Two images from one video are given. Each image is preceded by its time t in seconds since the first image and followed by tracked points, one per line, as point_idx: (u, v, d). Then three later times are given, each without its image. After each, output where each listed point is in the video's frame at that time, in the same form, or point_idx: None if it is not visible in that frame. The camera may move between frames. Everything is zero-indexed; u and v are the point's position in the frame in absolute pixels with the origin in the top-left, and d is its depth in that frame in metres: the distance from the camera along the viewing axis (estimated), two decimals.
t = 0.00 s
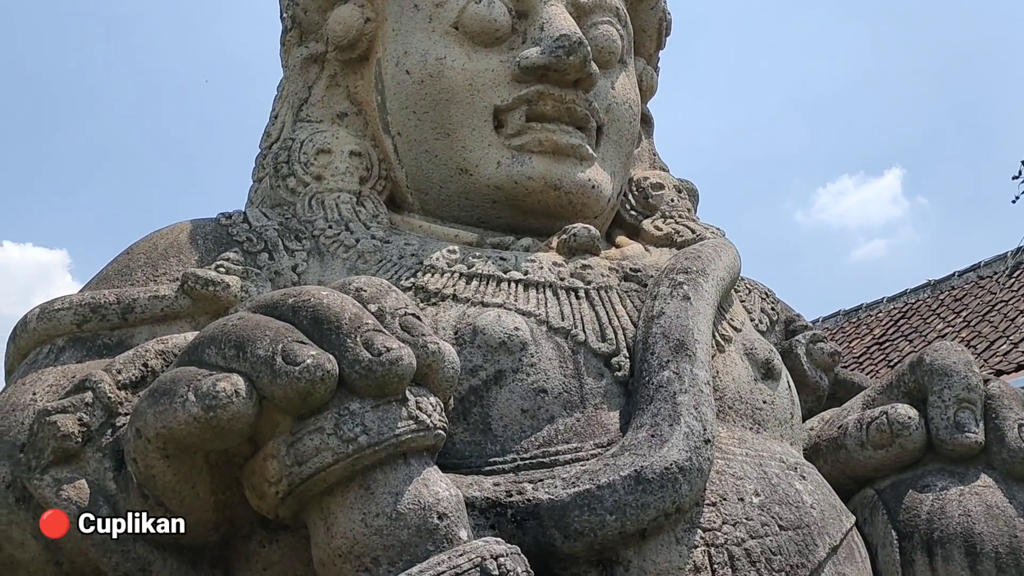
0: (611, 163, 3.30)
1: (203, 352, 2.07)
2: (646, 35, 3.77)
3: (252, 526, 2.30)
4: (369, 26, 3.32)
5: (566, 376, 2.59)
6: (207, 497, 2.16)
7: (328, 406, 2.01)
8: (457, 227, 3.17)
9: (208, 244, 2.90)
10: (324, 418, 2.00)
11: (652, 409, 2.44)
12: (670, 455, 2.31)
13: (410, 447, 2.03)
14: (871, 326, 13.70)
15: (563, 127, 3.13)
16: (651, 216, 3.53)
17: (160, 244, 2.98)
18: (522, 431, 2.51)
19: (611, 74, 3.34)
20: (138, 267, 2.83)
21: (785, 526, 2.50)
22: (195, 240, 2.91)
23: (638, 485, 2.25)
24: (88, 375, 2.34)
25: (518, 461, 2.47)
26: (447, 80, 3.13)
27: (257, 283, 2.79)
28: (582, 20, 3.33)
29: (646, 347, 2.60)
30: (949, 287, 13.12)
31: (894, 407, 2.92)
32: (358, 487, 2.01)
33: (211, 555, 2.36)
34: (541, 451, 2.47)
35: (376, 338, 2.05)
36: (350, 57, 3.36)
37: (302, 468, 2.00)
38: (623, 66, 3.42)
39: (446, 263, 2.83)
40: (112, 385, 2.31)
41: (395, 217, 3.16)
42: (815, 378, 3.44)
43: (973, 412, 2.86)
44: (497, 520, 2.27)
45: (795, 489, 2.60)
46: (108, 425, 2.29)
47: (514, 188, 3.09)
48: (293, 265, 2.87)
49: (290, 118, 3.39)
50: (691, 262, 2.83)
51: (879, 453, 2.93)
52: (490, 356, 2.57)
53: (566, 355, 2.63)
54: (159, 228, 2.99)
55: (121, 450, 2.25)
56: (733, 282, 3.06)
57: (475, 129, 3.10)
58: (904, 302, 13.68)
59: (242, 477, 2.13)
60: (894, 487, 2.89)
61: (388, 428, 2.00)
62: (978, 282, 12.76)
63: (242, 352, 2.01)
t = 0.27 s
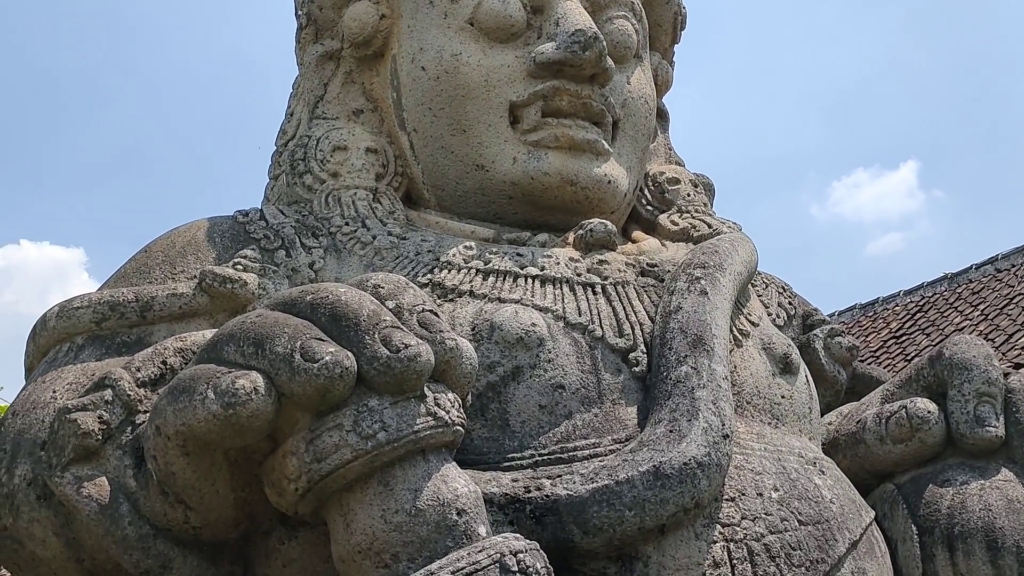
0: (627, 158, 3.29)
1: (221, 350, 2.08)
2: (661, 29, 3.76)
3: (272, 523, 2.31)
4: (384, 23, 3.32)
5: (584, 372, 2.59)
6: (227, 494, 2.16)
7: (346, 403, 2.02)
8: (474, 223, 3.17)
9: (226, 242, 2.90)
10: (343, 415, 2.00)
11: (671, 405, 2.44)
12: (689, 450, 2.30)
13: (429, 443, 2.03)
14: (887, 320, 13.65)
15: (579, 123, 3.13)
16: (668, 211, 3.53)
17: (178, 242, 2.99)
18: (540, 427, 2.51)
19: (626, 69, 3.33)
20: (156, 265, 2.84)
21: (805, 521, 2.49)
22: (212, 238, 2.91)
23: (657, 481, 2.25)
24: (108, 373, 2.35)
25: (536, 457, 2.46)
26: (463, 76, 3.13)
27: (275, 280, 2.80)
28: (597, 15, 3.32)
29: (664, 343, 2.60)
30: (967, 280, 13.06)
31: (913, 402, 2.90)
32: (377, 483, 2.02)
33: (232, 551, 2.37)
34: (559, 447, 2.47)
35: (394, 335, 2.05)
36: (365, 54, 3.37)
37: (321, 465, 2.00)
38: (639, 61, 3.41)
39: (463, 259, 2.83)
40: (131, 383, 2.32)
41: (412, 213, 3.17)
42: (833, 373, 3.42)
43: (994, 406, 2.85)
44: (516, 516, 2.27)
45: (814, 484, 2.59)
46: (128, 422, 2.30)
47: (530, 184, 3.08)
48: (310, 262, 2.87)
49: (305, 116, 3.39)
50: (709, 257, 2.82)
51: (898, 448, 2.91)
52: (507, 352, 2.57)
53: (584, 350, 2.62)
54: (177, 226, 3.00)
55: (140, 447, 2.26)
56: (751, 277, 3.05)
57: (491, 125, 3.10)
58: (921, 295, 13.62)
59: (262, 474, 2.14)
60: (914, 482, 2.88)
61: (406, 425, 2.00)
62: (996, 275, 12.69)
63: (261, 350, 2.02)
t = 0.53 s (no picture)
0: (639, 154, 3.29)
1: (236, 347, 2.08)
2: (672, 24, 3.75)
3: (287, 520, 2.32)
4: (396, 20, 3.32)
5: (597, 367, 2.59)
6: (242, 491, 2.17)
7: (360, 400, 2.02)
8: (486, 219, 3.16)
9: (239, 239, 2.91)
10: (357, 411, 2.00)
11: (685, 400, 2.43)
12: (704, 445, 2.30)
13: (443, 439, 2.03)
14: (901, 315, 13.60)
15: (591, 119, 3.13)
16: (680, 207, 3.52)
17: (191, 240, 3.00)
18: (554, 423, 2.51)
19: (638, 64, 3.33)
20: (169, 263, 2.84)
21: (820, 516, 2.48)
22: (225, 235, 2.91)
23: (671, 476, 2.25)
24: (122, 371, 2.36)
25: (550, 453, 2.46)
26: (474, 73, 3.13)
27: (288, 278, 2.80)
28: (608, 11, 3.32)
29: (678, 338, 2.59)
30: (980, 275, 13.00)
31: (928, 396, 2.89)
32: (391, 479, 2.02)
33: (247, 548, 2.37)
34: (573, 443, 2.47)
35: (408, 331, 2.05)
36: (377, 51, 3.37)
37: (336, 462, 2.00)
38: (650, 56, 3.40)
39: (476, 256, 2.83)
40: (146, 381, 2.32)
41: (424, 210, 3.16)
42: (847, 368, 3.41)
43: (1010, 401, 2.83)
44: (530, 512, 2.26)
45: (829, 479, 2.59)
46: (143, 420, 2.30)
47: (542, 180, 3.08)
48: (323, 259, 2.88)
49: (317, 113, 3.39)
50: (722, 252, 2.82)
51: (913, 443, 2.90)
52: (521, 348, 2.56)
53: (597, 346, 2.62)
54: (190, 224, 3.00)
55: (155, 445, 2.27)
56: (764, 272, 3.04)
57: (503, 121, 3.10)
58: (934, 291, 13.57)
59: (276, 470, 2.14)
60: (930, 477, 2.87)
61: (421, 421, 2.00)
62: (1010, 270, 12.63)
63: (275, 347, 2.02)
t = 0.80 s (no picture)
0: (651, 150, 3.28)
1: (250, 345, 2.08)
2: (684, 20, 3.74)
3: (302, 518, 2.32)
4: (407, 17, 3.32)
5: (611, 364, 2.58)
6: (256, 490, 2.17)
7: (375, 397, 2.01)
8: (498, 216, 3.16)
9: (251, 238, 2.90)
10: (371, 409, 2.00)
11: (699, 396, 2.42)
12: (719, 442, 2.29)
13: (458, 436, 2.03)
14: (913, 311, 13.55)
15: (603, 115, 3.12)
16: (693, 203, 3.51)
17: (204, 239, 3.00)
18: (568, 420, 2.50)
19: (650, 60, 3.32)
20: (182, 262, 2.84)
21: (836, 512, 2.47)
22: (238, 234, 2.91)
23: (686, 473, 2.24)
24: (136, 370, 2.36)
25: (565, 450, 2.46)
26: (486, 70, 3.12)
27: (301, 276, 2.80)
28: (620, 6, 3.31)
29: (692, 334, 2.58)
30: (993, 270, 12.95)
31: (944, 392, 2.88)
32: (406, 477, 2.01)
33: (261, 547, 2.37)
34: (587, 440, 2.46)
35: (422, 328, 2.04)
36: (388, 49, 3.36)
37: (351, 459, 2.00)
38: (662, 52, 3.39)
39: (488, 253, 2.82)
40: (160, 380, 2.32)
41: (436, 208, 3.16)
42: (862, 363, 3.40)
43: None
44: (545, 509, 2.25)
45: (845, 475, 2.57)
46: (157, 419, 2.30)
47: (554, 177, 3.07)
48: (335, 257, 2.87)
49: (329, 111, 3.39)
50: (736, 248, 2.80)
51: (929, 438, 2.89)
52: (534, 345, 2.56)
53: (611, 343, 2.61)
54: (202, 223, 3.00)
55: (170, 444, 2.27)
56: (778, 267, 3.03)
57: (515, 118, 3.09)
58: (947, 286, 13.52)
59: (291, 468, 2.14)
60: (946, 473, 2.85)
61: (435, 418, 2.00)
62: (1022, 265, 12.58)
63: (289, 344, 2.02)
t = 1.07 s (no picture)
0: (658, 148, 3.26)
1: (258, 345, 2.06)
2: (690, 17, 3.73)
3: (310, 519, 2.30)
4: (412, 16, 3.30)
5: (620, 362, 2.56)
6: (264, 490, 2.15)
7: (384, 396, 2.00)
8: (505, 215, 3.14)
9: (257, 238, 2.89)
10: (380, 408, 1.98)
11: (710, 394, 2.41)
12: (730, 440, 2.28)
13: (468, 435, 2.01)
14: (918, 310, 13.52)
15: (610, 112, 3.10)
16: (700, 201, 3.49)
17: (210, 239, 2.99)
18: (577, 418, 2.49)
19: (657, 57, 3.31)
20: (188, 262, 2.82)
21: (848, 511, 2.45)
22: (244, 234, 2.90)
23: (697, 472, 2.22)
24: (143, 370, 2.35)
25: (574, 450, 2.44)
26: (492, 68, 3.11)
27: (307, 276, 2.78)
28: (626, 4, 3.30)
29: (701, 332, 2.57)
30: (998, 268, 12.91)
31: (955, 389, 2.86)
32: (416, 476, 2.00)
33: (270, 547, 2.35)
34: (597, 439, 2.45)
35: (431, 326, 2.03)
36: (393, 47, 3.35)
37: (360, 459, 1.98)
38: (669, 49, 3.38)
39: (496, 251, 2.81)
40: (167, 380, 2.31)
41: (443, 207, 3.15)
42: (871, 361, 3.38)
43: None
44: (555, 509, 2.23)
45: (856, 473, 2.56)
46: (165, 419, 2.29)
47: (561, 175, 3.06)
48: (342, 256, 2.86)
49: (334, 111, 3.38)
50: (745, 245, 2.79)
51: (940, 436, 2.87)
52: (543, 343, 2.54)
53: (620, 341, 2.60)
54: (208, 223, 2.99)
55: (178, 445, 2.26)
56: (786, 265, 3.02)
57: (522, 116, 3.08)
58: (952, 285, 13.48)
59: (299, 468, 2.13)
60: (958, 471, 2.83)
61: (445, 417, 1.99)
62: None
63: (298, 343, 2.00)
